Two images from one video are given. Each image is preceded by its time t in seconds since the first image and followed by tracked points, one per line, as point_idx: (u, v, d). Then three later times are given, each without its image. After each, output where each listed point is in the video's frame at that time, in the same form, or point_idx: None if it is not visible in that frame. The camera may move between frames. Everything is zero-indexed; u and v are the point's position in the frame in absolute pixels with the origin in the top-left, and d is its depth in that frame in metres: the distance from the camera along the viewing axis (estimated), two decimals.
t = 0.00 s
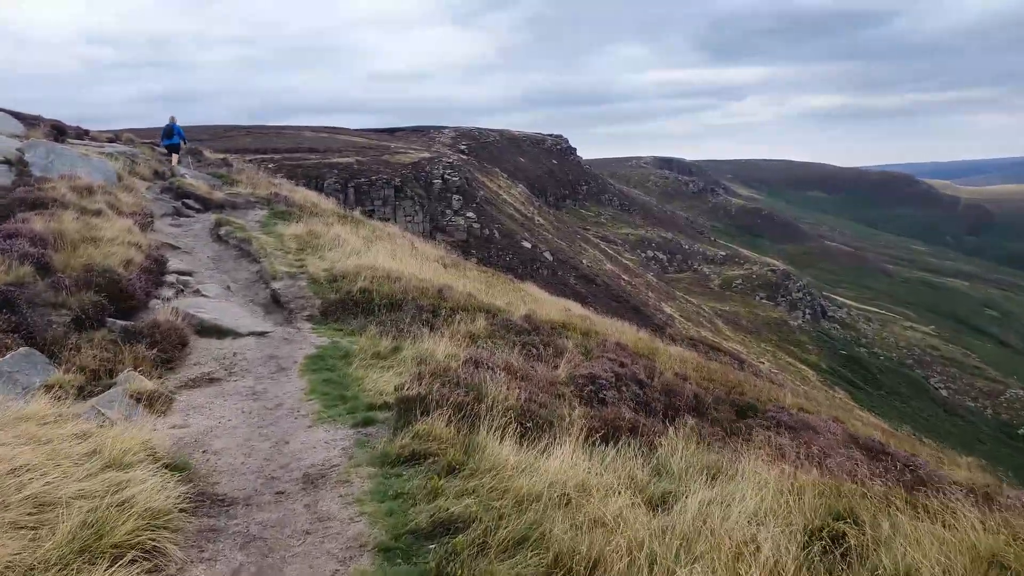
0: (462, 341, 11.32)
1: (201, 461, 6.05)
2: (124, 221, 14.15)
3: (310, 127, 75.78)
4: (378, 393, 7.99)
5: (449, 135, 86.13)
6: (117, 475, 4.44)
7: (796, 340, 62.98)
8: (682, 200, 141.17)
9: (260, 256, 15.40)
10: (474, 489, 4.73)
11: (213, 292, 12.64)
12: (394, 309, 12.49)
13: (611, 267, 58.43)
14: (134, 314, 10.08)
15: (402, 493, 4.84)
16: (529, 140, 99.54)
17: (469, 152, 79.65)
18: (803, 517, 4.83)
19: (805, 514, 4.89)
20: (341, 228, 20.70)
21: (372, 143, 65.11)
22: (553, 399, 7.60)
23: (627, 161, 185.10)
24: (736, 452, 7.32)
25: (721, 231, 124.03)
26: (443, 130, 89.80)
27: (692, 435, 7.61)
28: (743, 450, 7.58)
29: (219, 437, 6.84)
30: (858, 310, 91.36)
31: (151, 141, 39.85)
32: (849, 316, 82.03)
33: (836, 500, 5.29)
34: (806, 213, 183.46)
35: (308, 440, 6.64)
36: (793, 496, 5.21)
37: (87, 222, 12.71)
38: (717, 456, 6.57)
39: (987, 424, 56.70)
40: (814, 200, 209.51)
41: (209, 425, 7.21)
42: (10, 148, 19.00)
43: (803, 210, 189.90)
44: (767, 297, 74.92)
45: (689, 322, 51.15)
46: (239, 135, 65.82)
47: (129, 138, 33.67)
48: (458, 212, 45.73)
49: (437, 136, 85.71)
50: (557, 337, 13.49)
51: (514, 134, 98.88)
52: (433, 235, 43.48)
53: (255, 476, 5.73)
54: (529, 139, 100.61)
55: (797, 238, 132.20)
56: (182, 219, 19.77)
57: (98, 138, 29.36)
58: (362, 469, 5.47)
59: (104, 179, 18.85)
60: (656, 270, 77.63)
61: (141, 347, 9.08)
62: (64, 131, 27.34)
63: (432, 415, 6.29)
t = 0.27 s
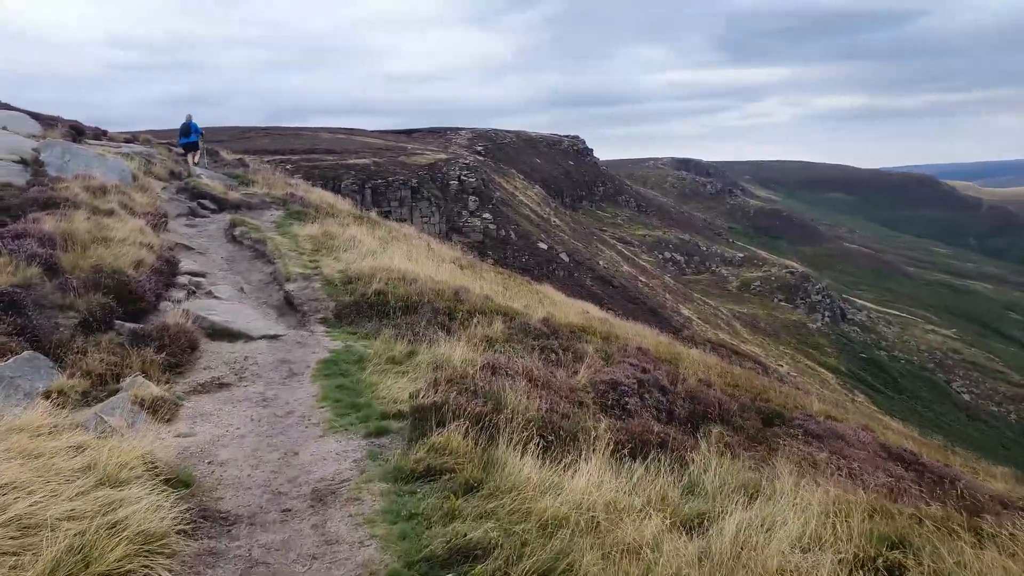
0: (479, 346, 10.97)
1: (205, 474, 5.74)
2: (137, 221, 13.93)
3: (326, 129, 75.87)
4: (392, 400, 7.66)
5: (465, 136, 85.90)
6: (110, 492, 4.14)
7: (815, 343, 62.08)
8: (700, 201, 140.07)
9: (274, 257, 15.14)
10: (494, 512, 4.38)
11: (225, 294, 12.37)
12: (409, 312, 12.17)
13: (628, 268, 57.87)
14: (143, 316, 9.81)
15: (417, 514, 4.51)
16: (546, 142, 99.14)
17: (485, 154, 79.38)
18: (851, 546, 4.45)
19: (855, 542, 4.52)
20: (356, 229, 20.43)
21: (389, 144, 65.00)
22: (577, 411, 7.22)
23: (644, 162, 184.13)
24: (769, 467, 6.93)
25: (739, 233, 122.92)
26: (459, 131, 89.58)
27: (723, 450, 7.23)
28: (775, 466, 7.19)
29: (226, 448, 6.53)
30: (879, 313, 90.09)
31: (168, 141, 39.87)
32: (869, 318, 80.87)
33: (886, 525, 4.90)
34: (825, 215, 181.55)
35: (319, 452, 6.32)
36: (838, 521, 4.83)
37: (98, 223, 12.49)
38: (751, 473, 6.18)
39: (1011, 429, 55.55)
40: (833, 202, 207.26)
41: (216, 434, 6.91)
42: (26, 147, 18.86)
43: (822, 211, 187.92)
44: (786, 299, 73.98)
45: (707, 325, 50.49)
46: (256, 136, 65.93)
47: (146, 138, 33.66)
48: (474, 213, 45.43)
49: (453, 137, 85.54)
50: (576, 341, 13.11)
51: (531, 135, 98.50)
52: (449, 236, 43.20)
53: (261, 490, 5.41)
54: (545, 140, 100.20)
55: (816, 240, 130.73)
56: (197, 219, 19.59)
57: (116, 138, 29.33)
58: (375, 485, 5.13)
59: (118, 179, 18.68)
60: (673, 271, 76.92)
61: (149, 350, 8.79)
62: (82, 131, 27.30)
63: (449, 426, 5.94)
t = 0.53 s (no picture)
0: (500, 349, 10.62)
1: (214, 487, 5.42)
2: (152, 221, 13.72)
3: (345, 130, 75.94)
4: (410, 408, 7.32)
5: (483, 137, 85.66)
6: (105, 513, 3.84)
7: (836, 345, 61.10)
8: (719, 201, 138.81)
9: (290, 258, 14.87)
10: (523, 537, 4.03)
11: (240, 295, 12.11)
12: (428, 314, 11.85)
13: (647, 269, 57.25)
14: (155, 319, 9.55)
15: (438, 537, 4.15)
16: (564, 142, 98.67)
17: (503, 154, 79.08)
18: None
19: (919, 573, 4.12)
20: (374, 229, 20.15)
21: (407, 145, 64.84)
22: (605, 421, 6.85)
23: (663, 162, 182.99)
24: (810, 484, 6.52)
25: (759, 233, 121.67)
26: (477, 132, 89.33)
27: (760, 464, 6.84)
28: (816, 482, 6.78)
29: (237, 458, 6.22)
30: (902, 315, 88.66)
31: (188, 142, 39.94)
32: (891, 320, 79.57)
33: (948, 555, 4.50)
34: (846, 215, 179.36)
35: (333, 463, 5.99)
36: (898, 549, 4.43)
37: (113, 223, 12.27)
38: (793, 490, 5.79)
39: None
40: (854, 202, 204.77)
41: (227, 442, 6.61)
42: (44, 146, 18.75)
43: (843, 211, 185.76)
44: (806, 300, 72.97)
45: (726, 326, 49.79)
46: (275, 137, 66.00)
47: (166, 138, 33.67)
48: (492, 213, 45.13)
49: (471, 138, 85.32)
50: (599, 344, 12.72)
51: (549, 135, 98.04)
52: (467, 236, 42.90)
53: (272, 506, 5.09)
54: (564, 140, 99.71)
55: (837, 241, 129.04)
56: (214, 220, 19.40)
57: (135, 138, 29.31)
58: (393, 503, 4.79)
59: (135, 179, 18.52)
60: (692, 272, 76.18)
61: (160, 354, 8.51)
62: (101, 131, 27.27)
63: (470, 437, 5.58)
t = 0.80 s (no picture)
0: (531, 355, 10.28)
1: (234, 504, 5.13)
2: (178, 222, 13.58)
3: (371, 134, 76.09)
4: (440, 417, 6.98)
5: (509, 139, 85.39)
6: (118, 537, 3.57)
7: (866, 350, 59.83)
8: (747, 204, 137.18)
9: (318, 259, 14.67)
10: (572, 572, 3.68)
11: (266, 298, 11.89)
12: (456, 318, 11.55)
13: (673, 272, 56.49)
14: (179, 324, 9.34)
15: (476, 565, 3.83)
16: (590, 144, 98.06)
17: (528, 157, 78.72)
18: None
19: None
20: (400, 231, 19.91)
21: (433, 148, 64.69)
22: (647, 435, 6.47)
23: (689, 165, 181.37)
24: (867, 506, 6.10)
25: (786, 236, 119.93)
26: (503, 135, 89.05)
27: (811, 482, 6.42)
28: (874, 505, 6.32)
29: (261, 470, 5.94)
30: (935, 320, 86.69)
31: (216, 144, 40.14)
32: (924, 325, 77.83)
33: None
34: (876, 218, 176.29)
35: (361, 477, 5.68)
36: None
37: (140, 225, 12.12)
38: (854, 512, 5.36)
39: None
40: (885, 205, 201.21)
41: (251, 453, 6.33)
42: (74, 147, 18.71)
43: (874, 214, 182.56)
44: (836, 304, 71.64)
45: (754, 330, 48.91)
46: (303, 140, 66.32)
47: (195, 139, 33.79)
48: (517, 216, 44.80)
49: (497, 141, 85.09)
50: (633, 350, 12.32)
51: (574, 137, 97.58)
52: (492, 239, 42.62)
53: (297, 525, 4.78)
54: (590, 143, 99.13)
55: (868, 244, 126.74)
56: (241, 221, 19.28)
57: (165, 140, 29.45)
58: (428, 525, 4.46)
59: (163, 181, 18.44)
60: (720, 275, 75.21)
61: (184, 359, 8.29)
62: (132, 133, 27.39)
63: (507, 451, 5.24)
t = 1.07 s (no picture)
0: (563, 360, 9.94)
1: (255, 517, 4.85)
2: (204, 221, 13.42)
3: (396, 135, 76.19)
4: (472, 425, 6.66)
5: (533, 141, 85.08)
6: (131, 561, 3.31)
7: (896, 354, 58.57)
8: (773, 206, 135.47)
9: (344, 260, 14.44)
10: None
11: (292, 299, 11.66)
12: (485, 320, 11.23)
13: (699, 274, 55.74)
14: (203, 325, 9.12)
15: None
16: (615, 145, 97.42)
17: (553, 158, 78.33)
18: None
19: None
20: (427, 232, 19.66)
21: (458, 150, 64.53)
22: (691, 448, 6.11)
23: (715, 166, 179.69)
24: (933, 528, 5.67)
25: (814, 238, 118.19)
26: (527, 136, 88.74)
27: (871, 500, 6.01)
28: (938, 527, 5.90)
29: (285, 480, 5.65)
30: (967, 324, 84.78)
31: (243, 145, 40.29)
32: (956, 329, 76.11)
33: None
34: (906, 219, 173.19)
35: (389, 489, 5.37)
36: None
37: (165, 225, 11.96)
38: (923, 535, 4.96)
39: None
40: (915, 206, 197.69)
41: (274, 462, 6.05)
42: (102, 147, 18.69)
43: (903, 216, 179.50)
44: (865, 308, 70.30)
45: (781, 333, 48.06)
46: (328, 142, 66.52)
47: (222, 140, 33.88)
48: (541, 217, 44.44)
49: (521, 142, 84.80)
50: (667, 355, 11.92)
51: (599, 139, 97.00)
52: (516, 240, 42.30)
53: (323, 543, 4.48)
54: (614, 144, 98.49)
55: (897, 246, 124.47)
56: (267, 222, 19.15)
57: (193, 141, 29.53)
58: (465, 545, 4.15)
59: (189, 181, 18.36)
60: (746, 278, 74.18)
61: (208, 362, 8.05)
62: (160, 134, 27.48)
63: (547, 465, 4.92)
